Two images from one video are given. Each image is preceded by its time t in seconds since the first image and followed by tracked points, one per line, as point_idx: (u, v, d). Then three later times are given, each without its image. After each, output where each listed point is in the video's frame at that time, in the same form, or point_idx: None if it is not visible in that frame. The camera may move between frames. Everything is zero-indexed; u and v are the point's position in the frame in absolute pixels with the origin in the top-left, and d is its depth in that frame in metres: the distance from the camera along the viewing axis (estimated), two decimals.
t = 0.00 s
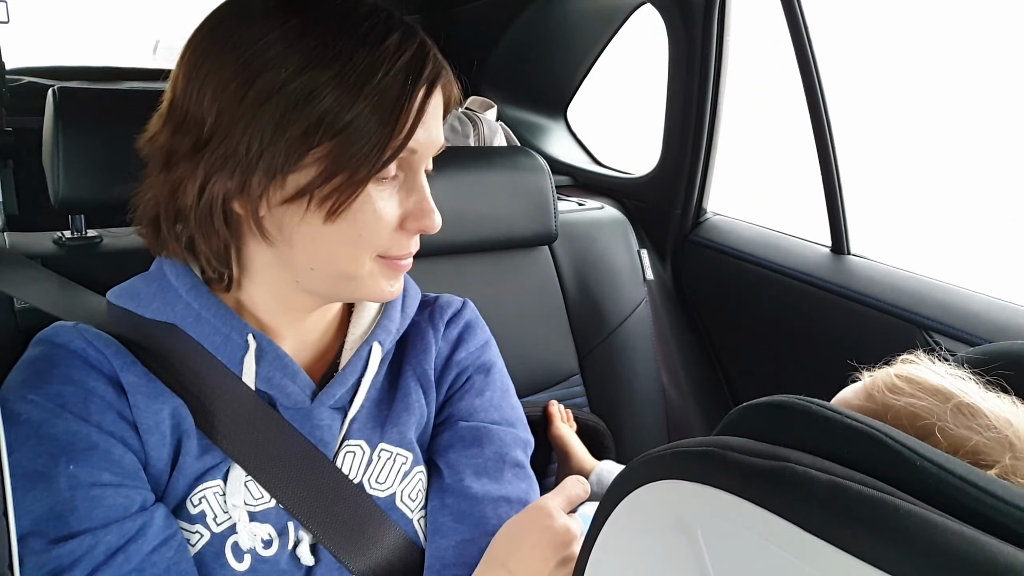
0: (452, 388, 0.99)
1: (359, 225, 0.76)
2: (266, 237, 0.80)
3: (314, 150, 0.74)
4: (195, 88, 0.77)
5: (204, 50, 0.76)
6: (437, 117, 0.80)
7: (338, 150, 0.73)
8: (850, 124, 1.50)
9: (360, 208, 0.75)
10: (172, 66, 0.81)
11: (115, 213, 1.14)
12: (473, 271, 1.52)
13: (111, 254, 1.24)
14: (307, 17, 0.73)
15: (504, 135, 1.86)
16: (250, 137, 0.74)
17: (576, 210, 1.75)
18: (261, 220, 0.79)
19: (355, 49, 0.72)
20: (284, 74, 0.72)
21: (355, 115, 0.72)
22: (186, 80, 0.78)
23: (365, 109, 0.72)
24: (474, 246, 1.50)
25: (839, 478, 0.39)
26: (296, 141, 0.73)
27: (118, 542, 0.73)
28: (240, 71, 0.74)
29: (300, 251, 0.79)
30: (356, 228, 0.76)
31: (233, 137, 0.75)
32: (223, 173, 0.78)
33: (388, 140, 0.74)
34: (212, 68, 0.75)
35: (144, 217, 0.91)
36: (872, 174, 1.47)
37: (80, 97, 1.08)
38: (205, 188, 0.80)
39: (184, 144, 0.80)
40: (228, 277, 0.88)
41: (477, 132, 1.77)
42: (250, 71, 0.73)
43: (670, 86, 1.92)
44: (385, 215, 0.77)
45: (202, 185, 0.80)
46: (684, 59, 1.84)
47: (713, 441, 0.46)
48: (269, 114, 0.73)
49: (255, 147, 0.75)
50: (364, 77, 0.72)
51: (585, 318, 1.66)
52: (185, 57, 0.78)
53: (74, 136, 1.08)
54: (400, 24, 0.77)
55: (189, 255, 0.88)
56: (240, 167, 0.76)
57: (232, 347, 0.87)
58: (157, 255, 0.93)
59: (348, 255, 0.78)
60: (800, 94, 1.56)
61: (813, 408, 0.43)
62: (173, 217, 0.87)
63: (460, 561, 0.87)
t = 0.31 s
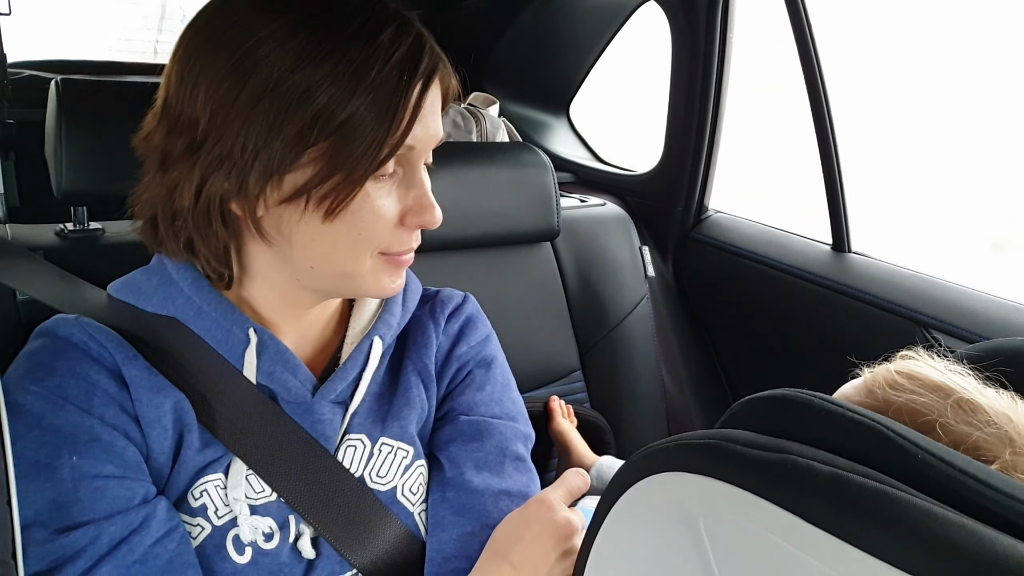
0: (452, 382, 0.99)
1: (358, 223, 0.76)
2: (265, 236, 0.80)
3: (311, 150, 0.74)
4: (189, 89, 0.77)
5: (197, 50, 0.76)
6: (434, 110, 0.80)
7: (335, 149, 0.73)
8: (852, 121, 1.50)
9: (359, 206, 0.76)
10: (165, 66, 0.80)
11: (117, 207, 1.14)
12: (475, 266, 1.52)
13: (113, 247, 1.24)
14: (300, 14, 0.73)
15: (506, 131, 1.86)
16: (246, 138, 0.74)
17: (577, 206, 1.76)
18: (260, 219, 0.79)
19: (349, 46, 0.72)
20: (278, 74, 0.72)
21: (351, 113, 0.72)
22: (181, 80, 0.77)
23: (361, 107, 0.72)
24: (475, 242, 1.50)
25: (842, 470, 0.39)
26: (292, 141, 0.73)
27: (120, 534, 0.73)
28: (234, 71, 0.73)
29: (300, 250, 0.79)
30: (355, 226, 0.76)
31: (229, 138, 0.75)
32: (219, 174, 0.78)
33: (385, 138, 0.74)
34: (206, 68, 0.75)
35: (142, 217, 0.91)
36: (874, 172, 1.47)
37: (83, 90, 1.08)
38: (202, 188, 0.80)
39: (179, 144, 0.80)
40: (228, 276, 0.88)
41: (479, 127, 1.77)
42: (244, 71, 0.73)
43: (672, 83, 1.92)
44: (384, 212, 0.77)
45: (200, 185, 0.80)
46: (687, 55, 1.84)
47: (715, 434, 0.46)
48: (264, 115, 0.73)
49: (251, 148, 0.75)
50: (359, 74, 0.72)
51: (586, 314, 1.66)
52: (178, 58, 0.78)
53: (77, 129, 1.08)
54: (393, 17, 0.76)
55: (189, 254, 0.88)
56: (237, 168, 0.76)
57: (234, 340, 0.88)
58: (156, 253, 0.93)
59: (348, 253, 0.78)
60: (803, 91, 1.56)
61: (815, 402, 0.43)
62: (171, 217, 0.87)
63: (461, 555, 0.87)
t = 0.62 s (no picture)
0: (448, 379, 0.99)
1: (360, 224, 0.76)
2: (266, 235, 0.80)
3: (315, 150, 0.73)
4: (196, 85, 0.77)
5: (207, 46, 0.76)
6: (439, 115, 0.79)
7: (340, 150, 0.73)
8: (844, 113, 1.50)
9: (360, 208, 0.75)
10: (173, 61, 0.80)
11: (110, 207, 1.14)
12: (469, 263, 1.52)
13: (106, 247, 1.23)
14: (310, 15, 0.72)
15: (499, 128, 1.86)
16: (251, 135, 0.74)
17: (572, 202, 1.76)
18: (262, 218, 0.79)
19: (358, 48, 0.72)
20: (285, 73, 0.72)
21: (358, 114, 0.72)
22: (189, 76, 0.77)
23: (368, 108, 0.72)
24: (470, 239, 1.50)
25: (834, 461, 0.39)
26: (297, 141, 0.73)
27: (117, 535, 0.72)
28: (242, 69, 0.73)
29: (300, 249, 0.79)
30: (356, 228, 0.76)
31: (234, 136, 0.75)
32: (223, 171, 0.78)
33: (390, 139, 0.73)
34: (214, 66, 0.75)
35: (142, 211, 0.91)
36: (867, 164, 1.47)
37: (73, 90, 1.08)
38: (205, 184, 0.80)
39: (184, 140, 0.80)
40: (226, 272, 0.88)
41: (473, 124, 1.77)
42: (252, 69, 0.73)
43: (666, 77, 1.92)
44: (385, 215, 0.77)
45: (203, 182, 0.80)
46: (680, 50, 1.84)
47: (708, 427, 0.46)
48: (270, 114, 0.73)
49: (256, 146, 0.74)
50: (367, 77, 0.72)
51: (582, 310, 1.66)
52: (188, 53, 0.78)
53: (67, 129, 1.08)
54: (404, 21, 0.76)
55: (188, 250, 0.89)
56: (241, 166, 0.76)
57: (228, 340, 0.88)
58: (153, 248, 0.93)
59: (348, 254, 0.78)
60: (795, 83, 1.56)
61: (806, 394, 0.43)
62: (171, 211, 0.86)
63: (457, 551, 0.87)
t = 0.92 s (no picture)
0: (445, 380, 0.99)
1: (357, 224, 0.76)
2: (264, 235, 0.80)
3: (313, 149, 0.73)
4: (193, 85, 0.77)
5: (205, 45, 0.75)
6: (437, 115, 0.79)
7: (338, 149, 0.73)
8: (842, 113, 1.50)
9: (358, 208, 0.75)
10: (171, 60, 0.80)
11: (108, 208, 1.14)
12: (468, 264, 1.52)
13: (103, 248, 1.23)
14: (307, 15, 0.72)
15: (498, 128, 1.86)
16: (248, 135, 0.74)
17: (570, 202, 1.76)
18: (260, 217, 0.79)
19: (356, 48, 0.72)
20: (284, 72, 0.71)
21: (356, 114, 0.72)
22: (186, 76, 0.77)
23: (366, 108, 0.72)
24: (468, 240, 1.50)
25: (830, 464, 0.39)
26: (295, 140, 0.73)
27: (112, 536, 0.72)
28: (239, 69, 0.73)
29: (298, 249, 0.79)
30: (354, 227, 0.76)
31: (232, 136, 0.75)
32: (221, 171, 0.78)
33: (388, 139, 0.73)
34: (212, 65, 0.75)
35: (139, 212, 0.91)
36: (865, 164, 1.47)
37: (70, 91, 1.08)
38: (203, 184, 0.80)
39: (182, 140, 0.80)
40: (223, 273, 0.87)
41: (471, 125, 1.77)
42: (251, 68, 0.73)
43: (664, 77, 1.92)
44: (382, 214, 0.77)
45: (200, 181, 0.80)
46: (678, 51, 1.85)
47: (705, 429, 0.46)
48: (268, 113, 0.73)
49: (254, 146, 0.74)
50: (365, 77, 0.72)
51: (580, 310, 1.66)
52: (185, 52, 0.77)
53: (64, 130, 1.07)
54: (402, 21, 0.76)
55: (186, 251, 0.89)
56: (239, 166, 0.76)
57: (225, 341, 0.87)
58: (150, 249, 0.92)
59: (346, 254, 0.78)
60: (793, 83, 1.56)
61: (803, 396, 0.43)
62: (169, 212, 0.86)
63: (454, 553, 0.87)
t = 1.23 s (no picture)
0: (449, 382, 0.99)
1: (362, 227, 0.76)
2: (269, 237, 0.80)
3: (319, 152, 0.73)
4: (201, 87, 0.77)
5: (213, 47, 0.75)
6: (443, 121, 0.79)
7: (345, 152, 0.72)
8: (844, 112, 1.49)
9: (363, 211, 0.75)
10: (179, 61, 0.80)
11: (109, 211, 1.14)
12: (469, 266, 1.51)
13: (104, 251, 1.23)
14: (316, 19, 0.72)
15: (499, 130, 1.86)
16: (255, 137, 0.74)
17: (571, 204, 1.75)
18: (265, 220, 0.79)
19: (364, 51, 0.72)
20: (291, 75, 0.71)
21: (363, 117, 0.72)
22: (194, 77, 0.77)
23: (373, 112, 0.72)
24: (469, 241, 1.50)
25: (834, 466, 0.39)
26: (302, 143, 0.73)
27: (112, 539, 0.72)
28: (248, 71, 0.73)
29: (303, 252, 0.78)
30: (358, 231, 0.76)
31: (239, 138, 0.75)
32: (227, 173, 0.77)
33: (395, 143, 0.73)
34: (220, 67, 0.75)
35: (145, 212, 0.91)
36: (868, 165, 1.47)
37: (71, 94, 1.07)
38: (209, 186, 0.80)
39: (188, 141, 0.80)
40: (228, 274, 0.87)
41: (472, 127, 1.77)
42: (258, 71, 0.73)
43: (666, 79, 1.92)
44: (387, 219, 0.76)
45: (206, 183, 0.80)
46: (680, 52, 1.85)
47: (709, 431, 0.46)
48: (275, 116, 0.72)
49: (260, 148, 0.74)
50: (373, 81, 0.71)
51: (582, 312, 1.66)
52: (193, 53, 0.77)
53: (65, 133, 1.07)
54: (410, 26, 0.76)
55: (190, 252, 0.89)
56: (245, 168, 0.76)
57: (227, 342, 0.87)
58: (154, 249, 0.92)
59: (350, 257, 0.78)
60: (795, 83, 1.55)
61: (807, 398, 0.43)
62: (175, 213, 0.86)
63: (456, 555, 0.86)
